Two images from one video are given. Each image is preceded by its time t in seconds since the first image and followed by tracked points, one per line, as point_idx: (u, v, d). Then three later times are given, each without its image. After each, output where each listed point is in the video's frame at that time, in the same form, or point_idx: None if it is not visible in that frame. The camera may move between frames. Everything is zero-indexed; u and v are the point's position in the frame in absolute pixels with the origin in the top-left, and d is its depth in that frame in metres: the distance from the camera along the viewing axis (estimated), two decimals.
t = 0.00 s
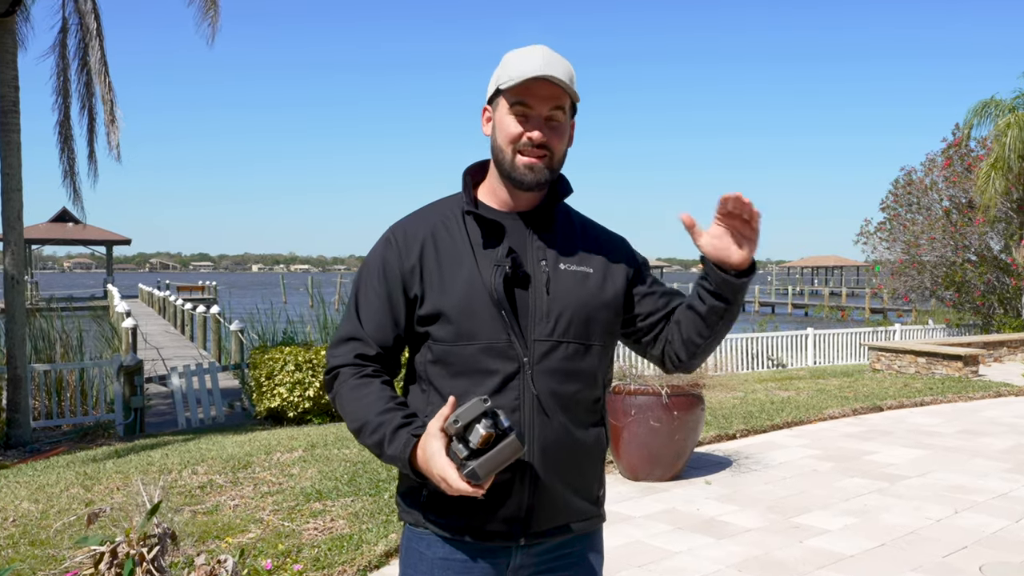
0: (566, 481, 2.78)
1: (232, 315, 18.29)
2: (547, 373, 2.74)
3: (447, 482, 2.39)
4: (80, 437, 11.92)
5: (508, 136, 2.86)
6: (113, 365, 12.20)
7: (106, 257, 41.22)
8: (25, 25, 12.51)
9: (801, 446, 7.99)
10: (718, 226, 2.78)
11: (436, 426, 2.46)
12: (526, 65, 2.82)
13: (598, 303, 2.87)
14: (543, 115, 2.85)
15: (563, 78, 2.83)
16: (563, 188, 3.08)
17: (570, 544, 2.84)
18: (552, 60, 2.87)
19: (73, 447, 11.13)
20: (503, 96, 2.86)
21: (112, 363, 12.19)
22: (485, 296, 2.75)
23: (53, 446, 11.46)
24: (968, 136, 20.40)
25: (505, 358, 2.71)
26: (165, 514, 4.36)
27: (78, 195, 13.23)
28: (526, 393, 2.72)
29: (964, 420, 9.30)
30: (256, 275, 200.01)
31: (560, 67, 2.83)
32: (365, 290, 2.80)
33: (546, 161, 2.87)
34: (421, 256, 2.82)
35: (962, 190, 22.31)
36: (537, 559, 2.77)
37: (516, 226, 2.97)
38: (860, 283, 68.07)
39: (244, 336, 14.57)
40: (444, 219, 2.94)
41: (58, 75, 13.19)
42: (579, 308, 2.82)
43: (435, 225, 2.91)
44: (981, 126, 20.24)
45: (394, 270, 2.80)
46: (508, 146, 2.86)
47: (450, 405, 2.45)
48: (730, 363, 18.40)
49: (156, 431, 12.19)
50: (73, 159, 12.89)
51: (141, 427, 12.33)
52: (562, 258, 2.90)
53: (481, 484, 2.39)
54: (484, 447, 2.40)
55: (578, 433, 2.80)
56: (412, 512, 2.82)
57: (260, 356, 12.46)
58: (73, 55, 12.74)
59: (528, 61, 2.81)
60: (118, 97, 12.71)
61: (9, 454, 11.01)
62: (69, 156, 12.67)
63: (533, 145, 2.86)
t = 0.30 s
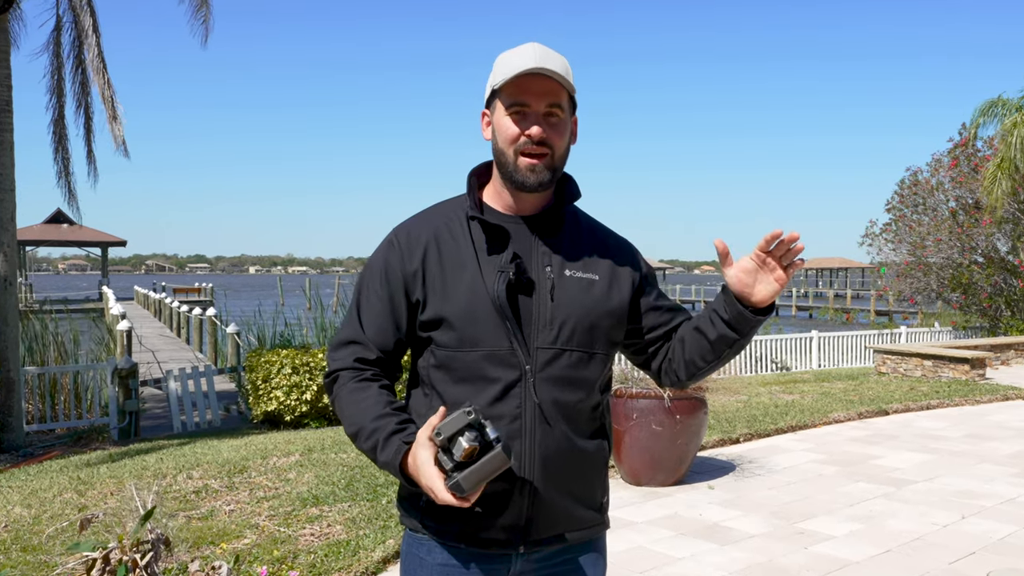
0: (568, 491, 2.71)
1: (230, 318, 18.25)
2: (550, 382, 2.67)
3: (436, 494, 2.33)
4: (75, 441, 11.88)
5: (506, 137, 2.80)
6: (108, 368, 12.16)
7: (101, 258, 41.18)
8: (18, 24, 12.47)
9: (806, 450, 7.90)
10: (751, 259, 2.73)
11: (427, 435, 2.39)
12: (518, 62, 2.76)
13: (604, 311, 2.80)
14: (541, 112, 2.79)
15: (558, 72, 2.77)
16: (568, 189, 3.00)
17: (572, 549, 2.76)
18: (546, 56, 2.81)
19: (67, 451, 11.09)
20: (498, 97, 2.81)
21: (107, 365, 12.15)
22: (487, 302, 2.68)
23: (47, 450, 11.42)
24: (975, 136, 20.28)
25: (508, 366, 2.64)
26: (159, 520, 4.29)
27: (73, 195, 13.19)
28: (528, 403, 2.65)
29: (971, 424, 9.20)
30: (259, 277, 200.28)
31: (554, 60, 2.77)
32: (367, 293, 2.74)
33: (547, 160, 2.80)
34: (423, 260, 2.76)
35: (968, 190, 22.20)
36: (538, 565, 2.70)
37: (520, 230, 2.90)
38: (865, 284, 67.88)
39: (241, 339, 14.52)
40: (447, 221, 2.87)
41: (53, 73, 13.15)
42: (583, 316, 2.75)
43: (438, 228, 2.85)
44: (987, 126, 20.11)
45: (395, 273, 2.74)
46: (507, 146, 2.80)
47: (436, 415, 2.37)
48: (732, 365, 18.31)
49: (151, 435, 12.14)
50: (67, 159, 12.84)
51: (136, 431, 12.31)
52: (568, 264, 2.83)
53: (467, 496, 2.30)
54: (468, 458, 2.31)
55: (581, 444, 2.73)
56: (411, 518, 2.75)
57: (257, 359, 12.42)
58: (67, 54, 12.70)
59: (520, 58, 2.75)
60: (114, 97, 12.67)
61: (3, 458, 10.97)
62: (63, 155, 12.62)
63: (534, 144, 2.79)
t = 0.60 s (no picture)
0: (566, 493, 2.64)
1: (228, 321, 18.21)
2: (545, 381, 2.61)
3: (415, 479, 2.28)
4: (69, 445, 11.83)
5: (500, 135, 2.74)
6: (103, 372, 12.11)
7: (96, 260, 41.17)
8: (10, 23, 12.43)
9: (810, 454, 7.82)
10: (746, 267, 2.67)
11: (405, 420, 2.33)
12: (513, 60, 2.71)
13: (600, 310, 2.73)
14: (536, 110, 2.73)
15: (554, 68, 2.71)
16: (566, 189, 2.94)
17: (569, 552, 2.69)
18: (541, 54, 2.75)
19: (61, 455, 11.04)
20: (493, 95, 2.75)
21: (101, 368, 12.10)
22: (482, 301, 2.62)
23: (41, 454, 11.38)
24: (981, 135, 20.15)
25: (503, 366, 2.58)
26: (153, 524, 4.23)
27: (65, 196, 13.14)
28: (523, 403, 2.58)
29: (978, 427, 9.11)
30: (263, 280, 200.55)
31: (549, 57, 2.71)
32: (361, 291, 2.68)
33: (542, 158, 2.74)
34: (419, 259, 2.70)
35: (975, 191, 22.08)
36: (534, 566, 2.62)
37: (516, 229, 2.84)
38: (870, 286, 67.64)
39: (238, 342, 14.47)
40: (443, 220, 2.82)
41: (47, 73, 13.13)
42: (580, 316, 2.69)
43: (434, 227, 2.79)
44: (994, 125, 19.97)
45: (389, 273, 2.68)
46: (501, 145, 2.74)
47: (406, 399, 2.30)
48: (735, 368, 18.22)
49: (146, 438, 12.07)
50: (60, 159, 12.81)
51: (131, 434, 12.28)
52: (564, 263, 2.77)
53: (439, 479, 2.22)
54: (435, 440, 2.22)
55: (577, 445, 2.66)
56: (405, 520, 2.69)
57: (254, 362, 12.36)
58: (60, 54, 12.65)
59: (515, 55, 2.70)
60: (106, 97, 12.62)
61: None
62: (56, 156, 12.57)
63: (529, 141, 2.73)
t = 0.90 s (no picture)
0: (564, 496, 2.58)
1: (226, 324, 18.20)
2: (543, 381, 2.55)
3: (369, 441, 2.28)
4: (64, 448, 11.80)
5: (498, 133, 2.68)
6: (97, 375, 12.09)
7: (91, 261, 41.18)
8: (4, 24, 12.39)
9: (813, 458, 7.75)
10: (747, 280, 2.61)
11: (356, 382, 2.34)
12: (510, 57, 2.66)
13: (599, 309, 2.68)
14: (534, 106, 2.67)
15: (551, 64, 2.66)
16: (564, 188, 2.88)
17: (567, 556, 2.62)
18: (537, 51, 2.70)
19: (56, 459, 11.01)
20: (490, 93, 2.70)
21: (96, 371, 12.08)
22: (480, 300, 2.57)
23: (35, 458, 11.36)
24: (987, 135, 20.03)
25: (499, 366, 2.53)
26: (148, 530, 4.19)
27: (60, 197, 13.11)
28: (520, 402, 2.52)
29: (983, 431, 9.02)
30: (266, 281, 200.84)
31: (547, 53, 2.66)
32: (356, 291, 2.63)
33: (542, 154, 2.68)
34: (414, 259, 2.65)
35: (980, 191, 21.97)
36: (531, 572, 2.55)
37: (513, 228, 2.79)
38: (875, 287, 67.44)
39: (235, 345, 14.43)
40: (440, 220, 2.77)
41: (41, 73, 13.09)
42: (579, 315, 2.63)
43: (430, 227, 2.74)
44: (999, 125, 19.85)
45: (385, 272, 2.63)
46: (501, 142, 2.67)
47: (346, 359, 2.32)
48: (738, 371, 18.13)
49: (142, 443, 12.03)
50: (54, 160, 12.78)
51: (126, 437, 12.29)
52: (563, 262, 2.72)
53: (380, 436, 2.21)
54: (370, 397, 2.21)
55: (575, 446, 2.60)
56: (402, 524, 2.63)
57: (250, 365, 12.34)
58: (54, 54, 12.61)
59: (512, 52, 2.65)
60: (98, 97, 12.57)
61: None
62: (50, 156, 12.53)
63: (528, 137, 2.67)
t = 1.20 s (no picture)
0: (567, 500, 2.53)
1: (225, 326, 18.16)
2: (545, 384, 2.50)
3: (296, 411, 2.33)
4: (60, 451, 11.78)
5: (504, 136, 2.61)
6: (95, 377, 12.06)
7: (90, 262, 41.20)
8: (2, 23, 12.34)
9: (816, 461, 7.69)
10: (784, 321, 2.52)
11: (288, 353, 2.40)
12: (510, 57, 2.60)
13: (601, 311, 2.63)
14: (539, 105, 2.63)
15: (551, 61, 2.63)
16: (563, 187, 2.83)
17: (570, 562, 2.57)
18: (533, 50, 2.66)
19: (54, 463, 10.99)
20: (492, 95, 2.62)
21: (94, 373, 12.05)
22: (480, 303, 2.52)
23: (31, 461, 11.33)
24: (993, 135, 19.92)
25: (500, 367, 2.48)
26: (145, 534, 4.15)
27: (59, 197, 13.07)
28: (522, 405, 2.47)
29: (989, 435, 8.94)
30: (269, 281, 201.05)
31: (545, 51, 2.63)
32: (355, 295, 2.59)
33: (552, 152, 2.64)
34: (413, 262, 2.61)
35: (987, 192, 21.86)
36: None
37: (514, 231, 2.73)
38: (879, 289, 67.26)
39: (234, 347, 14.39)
40: (439, 221, 2.72)
41: (38, 73, 13.05)
42: (582, 316, 2.58)
43: (429, 230, 2.70)
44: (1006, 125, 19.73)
45: (383, 276, 2.59)
46: (510, 144, 2.61)
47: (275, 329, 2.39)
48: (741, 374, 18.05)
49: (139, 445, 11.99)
50: (53, 160, 12.74)
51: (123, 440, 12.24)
52: (565, 263, 2.67)
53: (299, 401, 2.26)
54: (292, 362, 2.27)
55: (578, 449, 2.55)
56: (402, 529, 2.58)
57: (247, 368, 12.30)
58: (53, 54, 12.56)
59: (513, 52, 2.59)
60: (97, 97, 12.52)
61: None
62: (48, 156, 12.49)
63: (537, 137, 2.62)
